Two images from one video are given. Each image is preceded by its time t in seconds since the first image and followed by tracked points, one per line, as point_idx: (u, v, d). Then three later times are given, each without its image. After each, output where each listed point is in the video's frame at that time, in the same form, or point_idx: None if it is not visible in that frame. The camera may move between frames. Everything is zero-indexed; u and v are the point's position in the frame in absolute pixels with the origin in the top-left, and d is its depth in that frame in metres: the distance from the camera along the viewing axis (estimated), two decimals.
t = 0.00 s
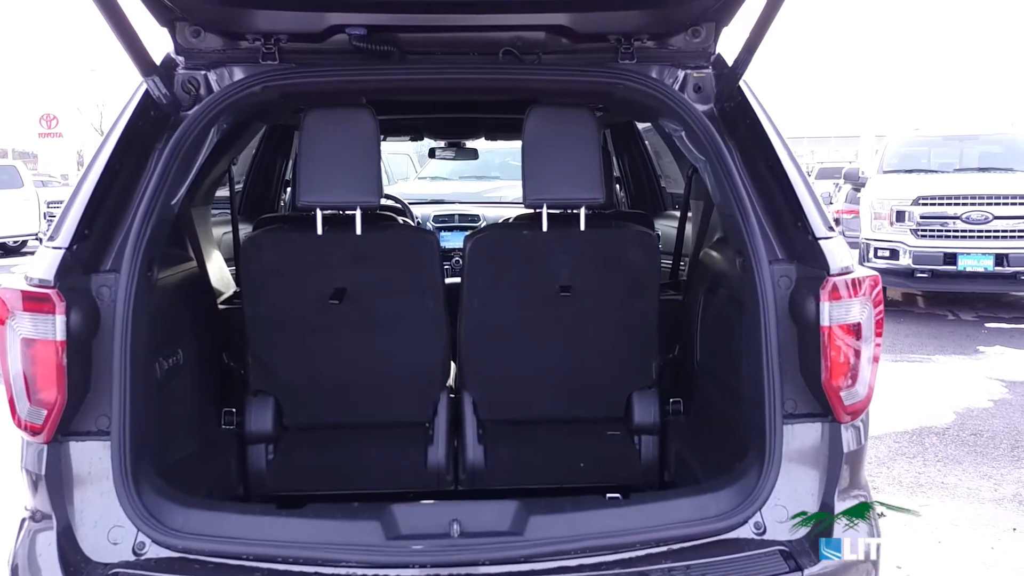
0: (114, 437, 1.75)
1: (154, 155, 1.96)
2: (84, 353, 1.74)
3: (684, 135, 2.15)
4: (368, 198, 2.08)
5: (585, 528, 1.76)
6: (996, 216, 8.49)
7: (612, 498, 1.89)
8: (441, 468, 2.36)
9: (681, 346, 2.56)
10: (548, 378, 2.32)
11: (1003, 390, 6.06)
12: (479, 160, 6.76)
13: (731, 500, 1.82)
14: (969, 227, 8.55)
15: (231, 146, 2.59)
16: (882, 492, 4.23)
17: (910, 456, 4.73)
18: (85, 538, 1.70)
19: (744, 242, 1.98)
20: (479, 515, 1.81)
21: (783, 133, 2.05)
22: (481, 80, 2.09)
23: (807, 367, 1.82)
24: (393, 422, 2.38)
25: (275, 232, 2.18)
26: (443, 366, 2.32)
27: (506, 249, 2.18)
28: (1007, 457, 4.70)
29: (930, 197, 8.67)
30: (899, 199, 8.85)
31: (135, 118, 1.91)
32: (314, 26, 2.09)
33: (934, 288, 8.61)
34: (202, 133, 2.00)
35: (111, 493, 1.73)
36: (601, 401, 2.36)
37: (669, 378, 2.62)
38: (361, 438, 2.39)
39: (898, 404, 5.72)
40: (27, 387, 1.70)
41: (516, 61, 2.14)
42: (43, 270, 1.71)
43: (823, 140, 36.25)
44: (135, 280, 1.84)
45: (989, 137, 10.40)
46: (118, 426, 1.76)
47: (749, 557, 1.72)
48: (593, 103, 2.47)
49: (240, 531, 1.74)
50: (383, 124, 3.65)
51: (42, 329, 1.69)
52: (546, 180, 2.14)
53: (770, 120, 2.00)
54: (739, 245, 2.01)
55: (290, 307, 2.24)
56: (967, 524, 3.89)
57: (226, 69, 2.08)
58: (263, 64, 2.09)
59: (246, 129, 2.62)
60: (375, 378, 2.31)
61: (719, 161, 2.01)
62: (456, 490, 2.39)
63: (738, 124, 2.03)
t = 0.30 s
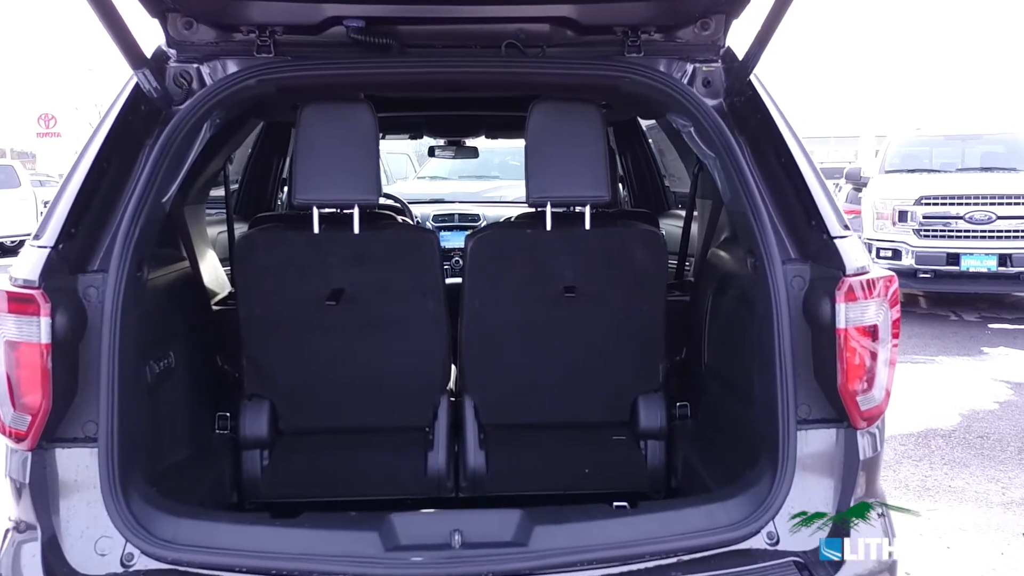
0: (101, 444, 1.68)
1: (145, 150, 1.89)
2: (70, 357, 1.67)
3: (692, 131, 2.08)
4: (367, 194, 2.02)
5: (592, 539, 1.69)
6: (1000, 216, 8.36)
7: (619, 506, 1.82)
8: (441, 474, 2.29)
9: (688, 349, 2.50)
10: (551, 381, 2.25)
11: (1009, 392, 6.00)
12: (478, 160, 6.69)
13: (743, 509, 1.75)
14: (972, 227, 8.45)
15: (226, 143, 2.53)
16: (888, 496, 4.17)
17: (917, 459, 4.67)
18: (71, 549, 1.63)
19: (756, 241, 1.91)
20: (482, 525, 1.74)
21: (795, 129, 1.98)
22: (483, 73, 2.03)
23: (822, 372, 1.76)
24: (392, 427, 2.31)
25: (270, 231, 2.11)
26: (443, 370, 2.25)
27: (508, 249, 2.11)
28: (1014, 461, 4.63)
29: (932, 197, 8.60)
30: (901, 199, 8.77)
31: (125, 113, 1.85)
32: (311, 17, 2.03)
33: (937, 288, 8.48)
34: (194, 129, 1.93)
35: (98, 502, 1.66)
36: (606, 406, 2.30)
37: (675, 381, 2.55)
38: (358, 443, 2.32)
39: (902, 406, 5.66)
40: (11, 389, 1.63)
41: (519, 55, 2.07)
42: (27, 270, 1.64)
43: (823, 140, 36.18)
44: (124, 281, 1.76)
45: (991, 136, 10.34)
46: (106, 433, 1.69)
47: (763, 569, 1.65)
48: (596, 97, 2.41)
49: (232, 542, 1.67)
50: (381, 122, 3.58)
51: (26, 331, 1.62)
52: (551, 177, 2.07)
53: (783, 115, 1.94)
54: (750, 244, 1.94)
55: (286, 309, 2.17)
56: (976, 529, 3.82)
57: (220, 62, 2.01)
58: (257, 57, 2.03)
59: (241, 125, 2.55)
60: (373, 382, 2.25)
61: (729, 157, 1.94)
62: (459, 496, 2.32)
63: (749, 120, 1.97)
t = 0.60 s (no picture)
0: (85, 453, 1.60)
1: (132, 146, 1.82)
2: (52, 363, 1.59)
3: (701, 127, 2.01)
4: (364, 194, 1.95)
5: (599, 553, 1.61)
6: (1003, 216, 8.23)
7: (626, 518, 1.75)
8: (441, 482, 2.22)
9: (695, 353, 2.44)
10: (554, 385, 2.18)
11: (1014, 394, 5.93)
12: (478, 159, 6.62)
13: (754, 520, 1.68)
14: (975, 228, 8.34)
15: (219, 140, 2.46)
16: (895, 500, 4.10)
17: (923, 462, 4.60)
18: (53, 563, 1.56)
19: (767, 241, 1.84)
20: (483, 538, 1.66)
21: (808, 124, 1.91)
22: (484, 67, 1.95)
23: (836, 378, 1.69)
24: (390, 432, 2.25)
25: (263, 231, 2.03)
26: (443, 374, 2.18)
27: (510, 249, 2.04)
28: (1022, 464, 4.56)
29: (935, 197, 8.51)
30: (903, 199, 8.70)
31: (111, 108, 1.78)
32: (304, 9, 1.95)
33: (942, 288, 8.33)
34: (183, 124, 1.85)
35: (81, 514, 1.58)
36: (611, 411, 2.23)
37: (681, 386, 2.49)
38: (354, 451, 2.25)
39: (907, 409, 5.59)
40: None
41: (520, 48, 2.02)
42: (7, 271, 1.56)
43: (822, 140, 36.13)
44: (109, 281, 1.69)
45: (994, 136, 10.26)
46: (90, 442, 1.61)
47: None
48: (600, 92, 2.34)
49: (222, 556, 1.59)
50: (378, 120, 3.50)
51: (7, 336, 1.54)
52: (553, 175, 2.00)
53: (795, 111, 1.87)
54: (762, 244, 1.87)
55: (280, 311, 2.09)
56: (985, 534, 3.75)
57: (210, 56, 1.95)
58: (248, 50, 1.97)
59: (234, 122, 2.48)
60: (371, 386, 2.17)
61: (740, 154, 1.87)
62: (458, 505, 2.25)
63: (760, 115, 1.90)
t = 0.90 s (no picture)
0: (63, 467, 1.52)
1: (116, 144, 1.74)
2: (29, 372, 1.51)
3: (709, 125, 1.93)
4: (359, 194, 1.86)
5: (603, 573, 1.53)
6: (1007, 216, 8.08)
7: (632, 533, 1.67)
8: (439, 493, 2.13)
9: (702, 359, 2.36)
10: (556, 392, 2.10)
11: (1019, 397, 5.85)
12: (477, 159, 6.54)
13: (767, 537, 1.60)
14: (977, 228, 8.21)
15: (209, 139, 2.38)
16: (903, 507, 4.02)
17: (930, 467, 4.52)
18: None
19: (779, 243, 1.76)
20: (482, 555, 1.58)
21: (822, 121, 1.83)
22: (483, 62, 1.87)
23: (852, 388, 1.61)
24: (386, 442, 2.17)
25: (254, 232, 1.95)
26: (440, 381, 2.11)
27: (510, 252, 1.96)
28: None
29: (938, 197, 8.42)
30: (906, 199, 8.63)
31: (93, 103, 1.69)
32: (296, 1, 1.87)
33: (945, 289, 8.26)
34: (169, 121, 1.77)
35: (59, 532, 1.50)
36: (614, 419, 2.16)
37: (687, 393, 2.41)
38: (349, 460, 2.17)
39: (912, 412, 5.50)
40: None
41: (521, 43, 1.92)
42: None
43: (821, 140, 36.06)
44: (90, 285, 1.61)
45: (996, 135, 10.18)
46: (68, 455, 1.53)
47: None
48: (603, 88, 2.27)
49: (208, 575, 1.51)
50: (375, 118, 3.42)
51: None
52: (556, 175, 1.92)
53: (808, 108, 1.79)
54: (773, 247, 1.79)
55: (271, 316, 2.01)
56: (995, 541, 3.67)
57: (198, 49, 1.87)
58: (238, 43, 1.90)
59: (224, 120, 2.40)
60: (366, 394, 2.10)
61: (751, 154, 1.79)
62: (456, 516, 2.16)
63: (770, 111, 1.83)
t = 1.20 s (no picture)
0: (35, 487, 1.44)
1: (94, 144, 1.65)
2: None
3: (718, 125, 1.85)
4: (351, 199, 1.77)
5: None
6: (1009, 217, 7.97)
7: (637, 557, 1.58)
8: (435, 509, 2.05)
9: (709, 367, 2.28)
10: (558, 404, 2.02)
11: None
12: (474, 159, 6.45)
13: (780, 562, 1.52)
14: (978, 229, 8.08)
15: (196, 140, 2.29)
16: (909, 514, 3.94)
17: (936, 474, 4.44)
18: None
19: (792, 250, 1.67)
20: None
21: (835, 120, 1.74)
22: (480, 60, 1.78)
23: (870, 403, 1.53)
24: (379, 455, 2.08)
25: (240, 237, 1.86)
26: (436, 392, 2.02)
27: (509, 258, 1.87)
28: None
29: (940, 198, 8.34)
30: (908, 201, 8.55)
31: (70, 102, 1.60)
32: None
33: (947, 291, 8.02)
34: (150, 121, 1.69)
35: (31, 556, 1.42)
36: (618, 431, 2.07)
37: (693, 403, 2.33)
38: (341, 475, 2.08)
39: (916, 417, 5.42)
40: None
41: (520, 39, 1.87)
42: None
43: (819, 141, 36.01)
44: (65, 295, 1.52)
45: (998, 135, 10.10)
46: (39, 475, 1.44)
47: None
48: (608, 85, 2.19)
49: None
50: (370, 118, 3.33)
51: None
52: (558, 177, 1.84)
53: (822, 106, 1.71)
54: (785, 253, 1.71)
55: (258, 325, 1.93)
56: (1004, 551, 3.59)
57: (181, 45, 1.79)
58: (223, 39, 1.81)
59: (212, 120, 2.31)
60: (358, 406, 2.01)
61: (762, 155, 1.70)
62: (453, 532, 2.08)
63: (782, 110, 1.74)
